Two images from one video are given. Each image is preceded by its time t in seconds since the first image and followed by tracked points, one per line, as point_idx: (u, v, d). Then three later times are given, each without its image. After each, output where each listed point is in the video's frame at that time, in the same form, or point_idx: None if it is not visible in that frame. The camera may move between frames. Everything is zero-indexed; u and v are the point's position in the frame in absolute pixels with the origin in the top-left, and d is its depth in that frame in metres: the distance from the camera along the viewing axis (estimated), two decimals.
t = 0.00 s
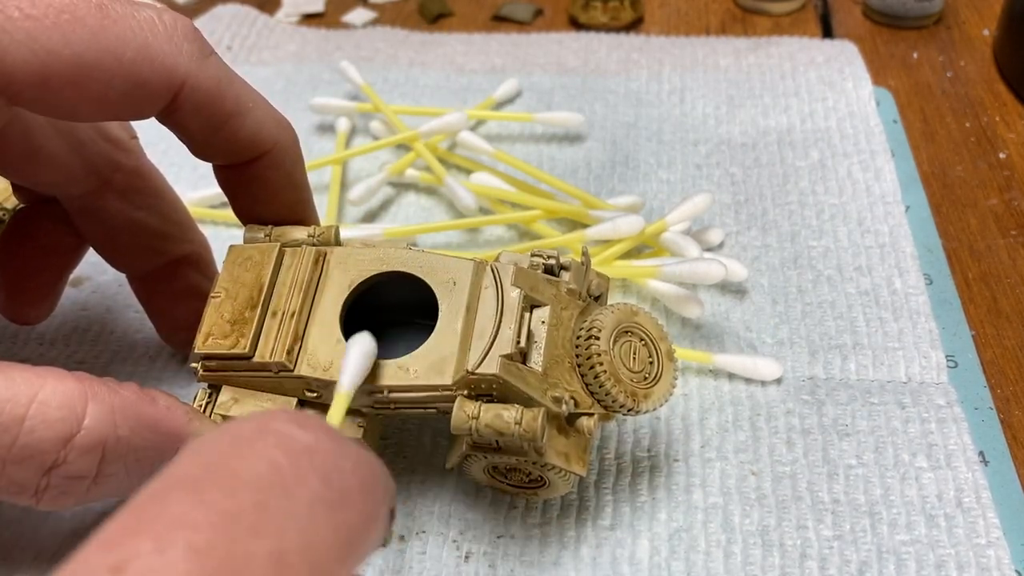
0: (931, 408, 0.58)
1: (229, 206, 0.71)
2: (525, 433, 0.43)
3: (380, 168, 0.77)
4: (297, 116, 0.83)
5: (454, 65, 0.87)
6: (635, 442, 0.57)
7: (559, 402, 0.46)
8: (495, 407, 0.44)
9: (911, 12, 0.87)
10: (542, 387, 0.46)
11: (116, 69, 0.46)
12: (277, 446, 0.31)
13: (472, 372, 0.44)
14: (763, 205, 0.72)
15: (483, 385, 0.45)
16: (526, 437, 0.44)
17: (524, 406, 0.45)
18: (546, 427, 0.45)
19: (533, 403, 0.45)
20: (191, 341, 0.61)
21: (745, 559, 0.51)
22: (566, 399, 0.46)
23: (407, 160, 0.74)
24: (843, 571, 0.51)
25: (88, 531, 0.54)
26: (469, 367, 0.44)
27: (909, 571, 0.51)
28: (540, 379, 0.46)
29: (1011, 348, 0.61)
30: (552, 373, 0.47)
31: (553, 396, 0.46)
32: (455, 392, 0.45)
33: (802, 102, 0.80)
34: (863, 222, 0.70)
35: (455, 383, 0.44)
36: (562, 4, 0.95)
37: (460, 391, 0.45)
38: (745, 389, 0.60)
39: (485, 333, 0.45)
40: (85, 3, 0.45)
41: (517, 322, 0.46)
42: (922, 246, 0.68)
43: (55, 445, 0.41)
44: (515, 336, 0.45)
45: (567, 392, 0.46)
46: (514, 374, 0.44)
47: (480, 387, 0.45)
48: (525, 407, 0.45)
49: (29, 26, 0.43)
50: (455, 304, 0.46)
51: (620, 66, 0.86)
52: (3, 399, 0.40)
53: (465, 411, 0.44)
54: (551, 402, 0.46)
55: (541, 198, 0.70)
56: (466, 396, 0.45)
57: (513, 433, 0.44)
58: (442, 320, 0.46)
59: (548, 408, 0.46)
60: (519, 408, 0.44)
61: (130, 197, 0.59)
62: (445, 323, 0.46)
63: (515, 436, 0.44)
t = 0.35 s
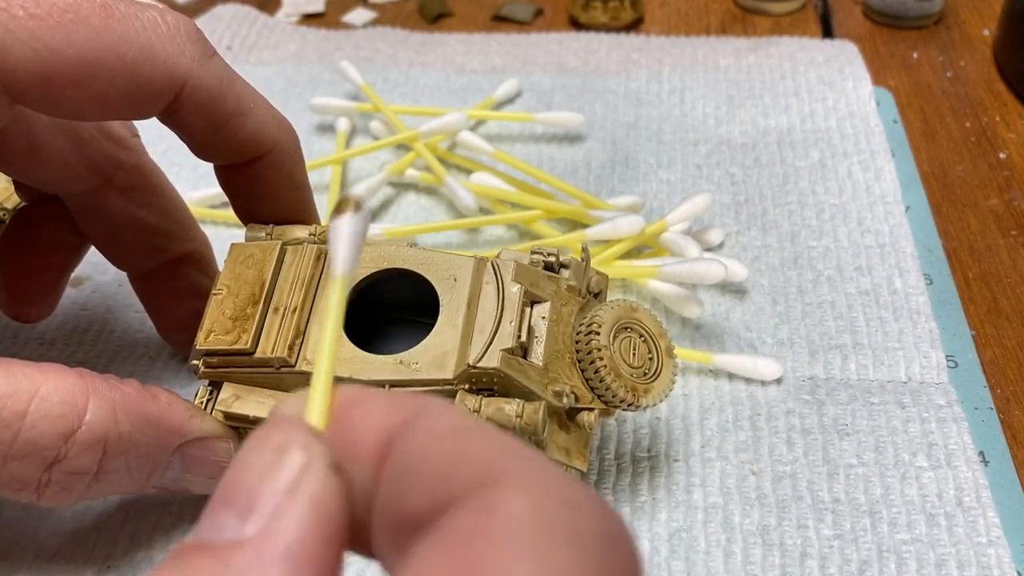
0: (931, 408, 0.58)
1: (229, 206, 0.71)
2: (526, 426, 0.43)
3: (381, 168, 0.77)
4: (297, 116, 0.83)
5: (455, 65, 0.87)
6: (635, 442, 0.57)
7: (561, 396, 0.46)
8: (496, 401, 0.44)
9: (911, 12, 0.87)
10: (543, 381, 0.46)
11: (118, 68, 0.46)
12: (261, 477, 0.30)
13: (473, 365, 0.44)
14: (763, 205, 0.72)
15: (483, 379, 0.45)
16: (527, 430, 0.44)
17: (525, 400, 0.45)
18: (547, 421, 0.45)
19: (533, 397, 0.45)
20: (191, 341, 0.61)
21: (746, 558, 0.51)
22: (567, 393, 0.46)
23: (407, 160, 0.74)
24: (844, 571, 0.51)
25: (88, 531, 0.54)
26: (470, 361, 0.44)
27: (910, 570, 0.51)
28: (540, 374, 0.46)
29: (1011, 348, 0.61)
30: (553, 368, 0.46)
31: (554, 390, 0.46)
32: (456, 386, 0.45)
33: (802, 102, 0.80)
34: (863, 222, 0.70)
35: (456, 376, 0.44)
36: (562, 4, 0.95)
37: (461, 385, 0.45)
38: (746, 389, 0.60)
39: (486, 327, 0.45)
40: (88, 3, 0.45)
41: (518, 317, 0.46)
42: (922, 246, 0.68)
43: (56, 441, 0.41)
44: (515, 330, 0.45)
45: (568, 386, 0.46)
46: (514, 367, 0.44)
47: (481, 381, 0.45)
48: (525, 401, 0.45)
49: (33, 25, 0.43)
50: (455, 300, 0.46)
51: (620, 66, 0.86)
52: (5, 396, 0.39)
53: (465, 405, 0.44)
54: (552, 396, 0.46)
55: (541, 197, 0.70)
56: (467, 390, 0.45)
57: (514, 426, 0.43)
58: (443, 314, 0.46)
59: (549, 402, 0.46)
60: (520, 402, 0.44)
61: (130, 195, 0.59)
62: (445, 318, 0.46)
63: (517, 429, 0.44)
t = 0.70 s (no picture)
0: (932, 407, 0.58)
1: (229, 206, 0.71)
2: (528, 426, 0.43)
3: (381, 168, 0.77)
4: (297, 116, 0.83)
5: (454, 65, 0.87)
6: (635, 442, 0.57)
7: (562, 397, 0.45)
8: (497, 401, 0.44)
9: (911, 12, 0.87)
10: (544, 382, 0.45)
11: (123, 69, 0.46)
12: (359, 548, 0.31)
13: (474, 366, 0.44)
14: (763, 205, 0.72)
15: (485, 379, 0.45)
16: (528, 430, 0.43)
17: (526, 401, 0.45)
18: (548, 422, 0.45)
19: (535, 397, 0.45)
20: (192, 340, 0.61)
21: (746, 556, 0.51)
22: (569, 394, 0.46)
23: (407, 160, 0.74)
24: (844, 568, 0.51)
25: (88, 531, 0.54)
26: (471, 361, 0.44)
27: (911, 567, 0.51)
28: (542, 374, 0.46)
29: (1011, 348, 0.61)
30: (554, 369, 0.46)
31: (555, 391, 0.45)
32: (456, 387, 0.45)
33: (803, 102, 0.80)
34: (863, 222, 0.70)
35: (457, 376, 0.44)
36: (562, 5, 0.95)
37: (462, 385, 0.45)
38: (746, 388, 0.60)
39: (487, 328, 0.45)
40: (93, 3, 0.45)
41: (519, 318, 0.46)
42: (923, 245, 0.68)
43: (61, 441, 0.40)
44: (517, 331, 0.45)
45: (569, 387, 0.46)
46: (515, 368, 0.44)
47: (482, 382, 0.45)
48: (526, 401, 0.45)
49: (39, 26, 0.43)
50: (457, 301, 0.46)
51: (620, 66, 0.86)
52: (7, 396, 0.39)
53: (467, 405, 0.44)
54: (553, 397, 0.45)
55: (541, 197, 0.70)
56: (468, 391, 0.45)
57: (515, 427, 0.43)
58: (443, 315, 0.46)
59: (550, 403, 0.45)
60: (521, 403, 0.44)
61: (131, 196, 0.59)
62: (447, 319, 0.46)
63: (518, 429, 0.43)
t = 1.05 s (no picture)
0: (932, 407, 0.58)
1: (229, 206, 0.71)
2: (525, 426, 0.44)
3: (380, 168, 0.77)
4: (297, 116, 0.83)
5: (454, 65, 0.87)
6: (635, 442, 0.57)
7: (559, 395, 0.46)
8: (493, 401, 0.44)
9: (911, 12, 0.87)
10: (541, 380, 0.45)
11: (114, 72, 0.43)
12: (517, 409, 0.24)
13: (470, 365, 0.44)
14: (763, 205, 0.72)
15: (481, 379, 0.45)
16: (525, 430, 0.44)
17: (523, 399, 0.45)
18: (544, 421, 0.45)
19: (532, 395, 0.45)
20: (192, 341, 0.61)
21: (746, 556, 0.51)
22: (565, 392, 0.46)
23: (407, 160, 0.74)
24: (844, 568, 0.51)
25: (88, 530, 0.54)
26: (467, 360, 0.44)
27: (911, 567, 0.51)
28: (539, 372, 0.46)
29: (1011, 348, 0.61)
30: (550, 366, 0.47)
31: (552, 389, 0.46)
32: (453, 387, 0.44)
33: (802, 102, 0.80)
34: (863, 222, 0.70)
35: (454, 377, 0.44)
36: (563, 5, 0.96)
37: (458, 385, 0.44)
38: (745, 388, 0.60)
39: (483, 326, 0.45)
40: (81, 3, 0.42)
41: (515, 315, 0.46)
42: (922, 246, 0.68)
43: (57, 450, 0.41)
44: (513, 330, 0.45)
45: (566, 385, 0.47)
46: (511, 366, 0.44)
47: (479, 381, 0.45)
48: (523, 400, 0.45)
49: (26, 29, 0.40)
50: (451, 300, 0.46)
51: (620, 66, 0.86)
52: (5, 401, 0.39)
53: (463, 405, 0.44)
54: (550, 396, 0.46)
55: (541, 197, 0.70)
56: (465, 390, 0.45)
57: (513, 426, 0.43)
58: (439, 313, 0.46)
59: (547, 401, 0.46)
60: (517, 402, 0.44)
61: (127, 198, 0.59)
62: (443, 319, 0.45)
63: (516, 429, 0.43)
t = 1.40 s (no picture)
0: (932, 407, 0.58)
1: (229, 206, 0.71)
2: (526, 427, 0.43)
3: (380, 168, 0.77)
4: (297, 116, 0.83)
5: (454, 65, 0.87)
6: (635, 442, 0.57)
7: (560, 397, 0.46)
8: (495, 402, 0.44)
9: (911, 12, 0.87)
10: (542, 383, 0.46)
11: (112, 73, 0.43)
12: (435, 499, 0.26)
13: (472, 367, 0.44)
14: (763, 205, 0.72)
15: (483, 380, 0.45)
16: (526, 432, 0.44)
17: (524, 401, 0.45)
18: (546, 422, 0.45)
19: (533, 398, 0.45)
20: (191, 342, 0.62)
21: (746, 555, 0.51)
22: (566, 394, 0.46)
23: (407, 160, 0.74)
24: (844, 567, 0.51)
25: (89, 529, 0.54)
26: (469, 362, 0.44)
27: (911, 566, 0.51)
28: (540, 374, 0.46)
29: (1011, 348, 0.61)
30: (552, 368, 0.47)
31: (553, 391, 0.46)
32: (455, 389, 0.44)
33: (802, 102, 0.80)
34: (863, 222, 0.70)
35: (454, 378, 0.44)
36: (563, 5, 0.96)
37: (459, 387, 0.44)
38: (745, 388, 0.60)
39: (484, 328, 0.45)
40: (80, 6, 0.42)
41: (517, 318, 0.46)
42: (922, 245, 0.68)
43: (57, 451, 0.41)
44: (514, 331, 0.45)
45: (567, 387, 0.47)
46: (512, 368, 0.44)
47: (480, 382, 0.45)
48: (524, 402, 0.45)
49: (25, 31, 0.39)
50: (452, 300, 0.46)
51: (620, 66, 0.86)
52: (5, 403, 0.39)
53: (464, 406, 0.44)
54: (551, 397, 0.46)
55: (541, 197, 0.70)
56: (466, 392, 0.45)
57: (513, 428, 0.44)
58: (441, 313, 0.46)
59: (548, 403, 0.46)
60: (518, 403, 0.44)
61: (127, 198, 0.59)
62: (444, 320, 0.45)
63: (515, 431, 0.44)
